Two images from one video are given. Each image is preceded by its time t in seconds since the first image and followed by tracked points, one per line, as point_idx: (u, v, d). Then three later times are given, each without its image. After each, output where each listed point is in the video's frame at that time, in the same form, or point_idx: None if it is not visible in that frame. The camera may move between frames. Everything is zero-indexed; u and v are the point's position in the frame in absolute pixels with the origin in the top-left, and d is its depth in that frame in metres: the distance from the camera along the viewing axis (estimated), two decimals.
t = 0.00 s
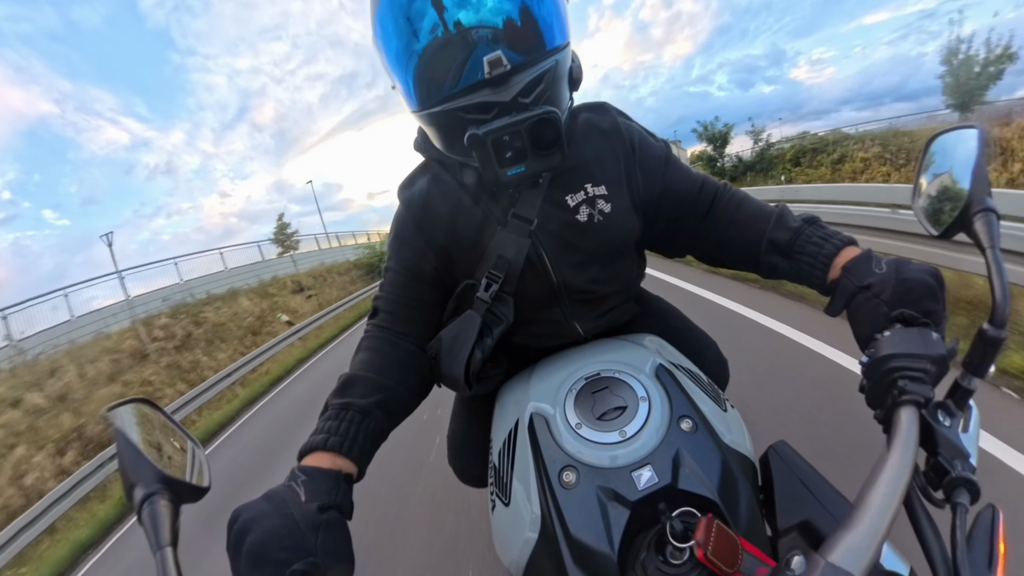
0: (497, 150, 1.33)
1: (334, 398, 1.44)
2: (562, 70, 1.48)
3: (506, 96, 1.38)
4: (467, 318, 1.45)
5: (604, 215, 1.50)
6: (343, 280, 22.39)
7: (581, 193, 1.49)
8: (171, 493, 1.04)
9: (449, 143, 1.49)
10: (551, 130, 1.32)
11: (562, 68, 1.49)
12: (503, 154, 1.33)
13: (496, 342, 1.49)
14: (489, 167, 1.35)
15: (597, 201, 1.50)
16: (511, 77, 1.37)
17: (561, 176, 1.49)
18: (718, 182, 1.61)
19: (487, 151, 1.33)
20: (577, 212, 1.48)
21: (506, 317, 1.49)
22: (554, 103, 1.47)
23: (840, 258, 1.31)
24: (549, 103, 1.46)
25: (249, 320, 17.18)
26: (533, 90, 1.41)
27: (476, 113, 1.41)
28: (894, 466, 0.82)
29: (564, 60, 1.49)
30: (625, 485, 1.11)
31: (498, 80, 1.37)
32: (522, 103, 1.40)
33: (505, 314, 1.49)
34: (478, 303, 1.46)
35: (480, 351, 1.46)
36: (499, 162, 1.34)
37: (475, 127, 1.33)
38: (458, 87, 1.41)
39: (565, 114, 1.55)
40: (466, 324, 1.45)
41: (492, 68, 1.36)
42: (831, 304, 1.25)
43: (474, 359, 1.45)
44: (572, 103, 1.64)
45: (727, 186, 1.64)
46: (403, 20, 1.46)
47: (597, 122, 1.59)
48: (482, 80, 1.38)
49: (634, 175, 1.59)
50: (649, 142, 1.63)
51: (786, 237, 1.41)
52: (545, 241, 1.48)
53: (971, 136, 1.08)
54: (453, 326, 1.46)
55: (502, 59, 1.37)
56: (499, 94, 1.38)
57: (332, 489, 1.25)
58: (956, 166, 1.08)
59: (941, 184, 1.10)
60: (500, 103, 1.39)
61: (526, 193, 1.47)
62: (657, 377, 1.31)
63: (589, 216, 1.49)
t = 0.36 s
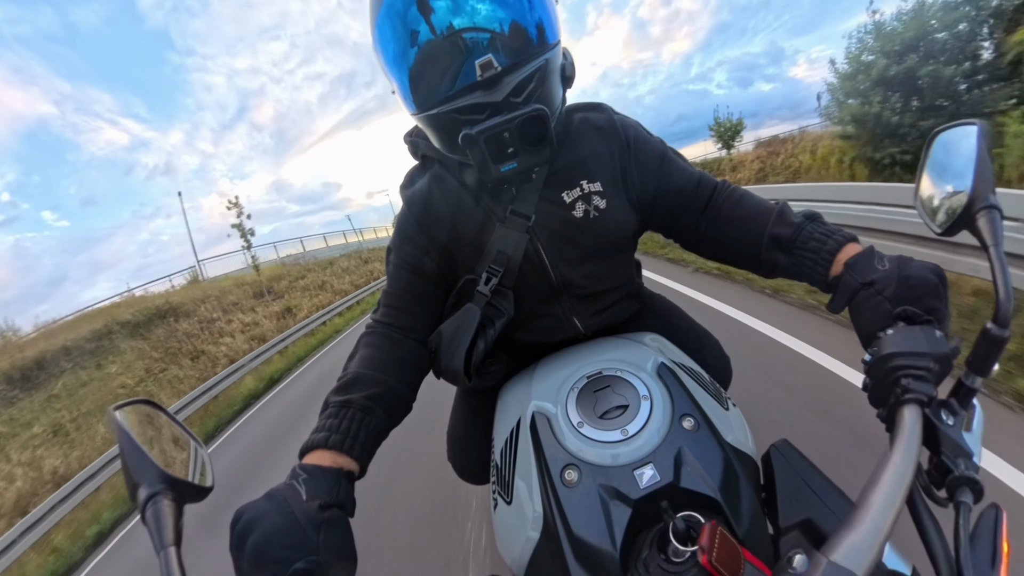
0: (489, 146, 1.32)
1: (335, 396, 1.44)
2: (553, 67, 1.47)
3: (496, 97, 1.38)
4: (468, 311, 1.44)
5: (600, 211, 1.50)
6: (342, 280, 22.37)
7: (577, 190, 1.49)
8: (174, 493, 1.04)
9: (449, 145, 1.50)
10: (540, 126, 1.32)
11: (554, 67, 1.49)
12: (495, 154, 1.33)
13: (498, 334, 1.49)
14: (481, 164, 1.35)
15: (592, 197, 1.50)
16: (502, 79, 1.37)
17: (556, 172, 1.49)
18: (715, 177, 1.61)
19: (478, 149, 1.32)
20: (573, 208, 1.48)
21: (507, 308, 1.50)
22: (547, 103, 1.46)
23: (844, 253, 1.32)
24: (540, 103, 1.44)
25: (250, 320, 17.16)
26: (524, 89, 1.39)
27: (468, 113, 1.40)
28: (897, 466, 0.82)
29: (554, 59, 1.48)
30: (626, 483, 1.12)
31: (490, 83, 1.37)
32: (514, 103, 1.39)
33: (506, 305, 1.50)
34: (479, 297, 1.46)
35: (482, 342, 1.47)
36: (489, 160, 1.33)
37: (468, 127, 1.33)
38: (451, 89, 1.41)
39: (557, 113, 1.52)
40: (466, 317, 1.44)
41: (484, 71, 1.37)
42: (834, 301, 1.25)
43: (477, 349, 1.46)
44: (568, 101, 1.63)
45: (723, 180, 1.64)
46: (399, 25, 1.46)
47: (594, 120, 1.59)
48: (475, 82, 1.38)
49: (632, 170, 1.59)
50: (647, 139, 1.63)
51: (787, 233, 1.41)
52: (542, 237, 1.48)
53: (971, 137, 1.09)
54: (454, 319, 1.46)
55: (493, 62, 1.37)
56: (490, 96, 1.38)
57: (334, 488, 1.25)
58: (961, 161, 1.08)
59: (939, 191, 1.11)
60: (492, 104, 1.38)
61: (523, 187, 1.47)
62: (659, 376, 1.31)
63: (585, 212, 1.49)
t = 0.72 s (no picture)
0: (512, 163, 1.33)
1: (338, 393, 1.45)
2: (577, 73, 1.45)
3: (518, 106, 1.36)
4: (466, 321, 1.47)
5: (610, 219, 1.50)
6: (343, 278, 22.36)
7: (588, 196, 1.49)
8: (176, 485, 1.05)
9: (453, 144, 1.48)
10: (563, 145, 1.32)
11: (578, 72, 1.47)
12: (517, 166, 1.33)
13: (499, 344, 1.51)
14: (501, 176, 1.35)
15: (603, 205, 1.50)
16: (525, 85, 1.36)
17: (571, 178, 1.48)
18: (725, 187, 1.61)
19: (500, 163, 1.32)
20: (584, 215, 1.48)
21: (505, 325, 1.51)
22: (567, 113, 1.45)
23: (841, 260, 1.33)
24: (562, 113, 1.43)
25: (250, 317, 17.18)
26: (547, 97, 1.38)
27: (485, 120, 1.39)
28: (893, 470, 0.83)
29: (580, 64, 1.46)
30: (623, 481, 1.12)
31: (511, 89, 1.36)
32: (535, 112, 1.38)
33: (504, 320, 1.51)
34: (480, 307, 1.47)
35: (483, 350, 1.48)
36: (511, 173, 1.34)
37: (488, 140, 1.31)
38: (467, 92, 1.40)
39: (576, 115, 1.51)
40: (467, 325, 1.46)
41: (507, 75, 1.35)
42: (833, 304, 1.26)
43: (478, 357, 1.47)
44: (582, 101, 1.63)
45: (734, 189, 1.64)
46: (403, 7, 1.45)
47: (605, 122, 1.58)
48: (496, 87, 1.36)
49: (641, 174, 1.58)
50: (656, 144, 1.62)
51: (789, 239, 1.41)
52: (549, 241, 1.47)
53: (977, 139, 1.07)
54: (454, 327, 1.48)
55: (516, 66, 1.35)
56: (512, 103, 1.36)
57: (335, 482, 1.26)
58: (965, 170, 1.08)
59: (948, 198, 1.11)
60: (512, 112, 1.37)
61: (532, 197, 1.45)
62: (658, 376, 1.32)
63: (595, 219, 1.49)
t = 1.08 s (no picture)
0: (518, 166, 1.33)
1: (337, 387, 1.46)
2: (586, 72, 1.46)
3: (525, 105, 1.37)
4: (462, 323, 1.46)
5: (614, 224, 1.51)
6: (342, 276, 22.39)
7: (593, 201, 1.50)
8: (173, 474, 1.06)
9: (454, 141, 1.49)
10: (572, 149, 1.31)
11: (587, 72, 1.47)
12: (523, 169, 1.34)
13: (495, 345, 1.51)
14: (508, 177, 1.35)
15: (608, 209, 1.50)
16: (532, 84, 1.36)
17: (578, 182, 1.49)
18: (729, 193, 1.61)
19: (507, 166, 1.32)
20: (588, 219, 1.49)
21: (499, 331, 1.51)
22: (574, 114, 1.45)
23: (840, 266, 1.33)
24: (570, 113, 1.44)
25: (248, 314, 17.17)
26: (555, 98, 1.39)
27: (489, 119, 1.39)
28: (887, 478, 0.84)
29: (589, 63, 1.46)
30: (617, 482, 1.13)
31: (518, 87, 1.36)
32: (543, 112, 1.39)
33: (500, 326, 1.51)
34: (476, 310, 1.47)
35: (481, 350, 1.49)
36: (518, 175, 1.34)
37: (491, 142, 1.32)
38: (471, 91, 1.40)
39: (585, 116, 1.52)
40: (462, 327, 1.46)
41: (514, 72, 1.35)
42: (831, 309, 1.27)
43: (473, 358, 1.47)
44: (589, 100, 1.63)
45: (737, 195, 1.64)
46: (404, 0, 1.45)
47: (611, 124, 1.59)
48: (503, 84, 1.36)
49: (648, 177, 1.58)
50: (664, 148, 1.63)
51: (788, 243, 1.42)
52: (551, 241, 1.48)
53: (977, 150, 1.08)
54: (450, 327, 1.48)
55: (524, 63, 1.35)
56: (518, 103, 1.37)
57: (333, 474, 1.27)
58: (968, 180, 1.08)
59: (951, 208, 1.11)
60: (518, 112, 1.38)
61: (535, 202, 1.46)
62: (655, 377, 1.33)
63: (599, 224, 1.50)
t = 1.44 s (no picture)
0: (523, 165, 1.34)
1: (330, 379, 1.47)
2: (596, 74, 1.45)
3: (535, 102, 1.36)
4: (456, 321, 1.47)
5: (615, 227, 1.52)
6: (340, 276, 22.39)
7: (596, 202, 1.50)
8: (163, 461, 1.08)
9: (459, 135, 1.48)
10: (580, 147, 1.32)
11: (597, 73, 1.47)
12: (529, 167, 1.34)
13: (488, 344, 1.52)
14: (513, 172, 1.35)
15: (610, 212, 1.51)
16: (542, 81, 1.36)
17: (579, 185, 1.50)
18: (730, 202, 1.62)
19: (513, 160, 1.33)
20: (590, 220, 1.50)
21: (499, 321, 1.51)
22: (584, 112, 1.45)
23: (835, 279, 1.35)
24: (579, 113, 1.43)
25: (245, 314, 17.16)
26: (565, 96, 1.39)
27: (499, 114, 1.39)
28: (875, 492, 0.84)
29: (600, 65, 1.46)
30: (606, 484, 1.14)
31: (529, 83, 1.36)
32: (551, 110, 1.38)
33: (498, 320, 1.52)
34: (472, 309, 1.48)
35: (470, 351, 1.48)
36: (524, 171, 1.35)
37: (500, 137, 1.32)
38: (481, 84, 1.40)
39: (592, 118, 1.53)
40: (456, 325, 1.47)
41: (526, 68, 1.36)
42: (825, 321, 1.28)
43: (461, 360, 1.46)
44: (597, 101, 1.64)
45: (738, 205, 1.65)
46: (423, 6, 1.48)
47: (617, 127, 1.59)
48: (514, 79, 1.36)
49: (652, 181, 1.59)
50: (669, 154, 1.64)
51: (787, 254, 1.44)
52: (551, 243, 1.49)
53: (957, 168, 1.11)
54: (444, 325, 1.48)
55: (536, 61, 1.36)
56: (528, 98, 1.36)
57: (323, 467, 1.29)
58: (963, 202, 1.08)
59: (947, 228, 1.10)
60: (528, 107, 1.37)
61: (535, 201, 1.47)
62: (647, 381, 1.33)
63: (601, 225, 1.50)
